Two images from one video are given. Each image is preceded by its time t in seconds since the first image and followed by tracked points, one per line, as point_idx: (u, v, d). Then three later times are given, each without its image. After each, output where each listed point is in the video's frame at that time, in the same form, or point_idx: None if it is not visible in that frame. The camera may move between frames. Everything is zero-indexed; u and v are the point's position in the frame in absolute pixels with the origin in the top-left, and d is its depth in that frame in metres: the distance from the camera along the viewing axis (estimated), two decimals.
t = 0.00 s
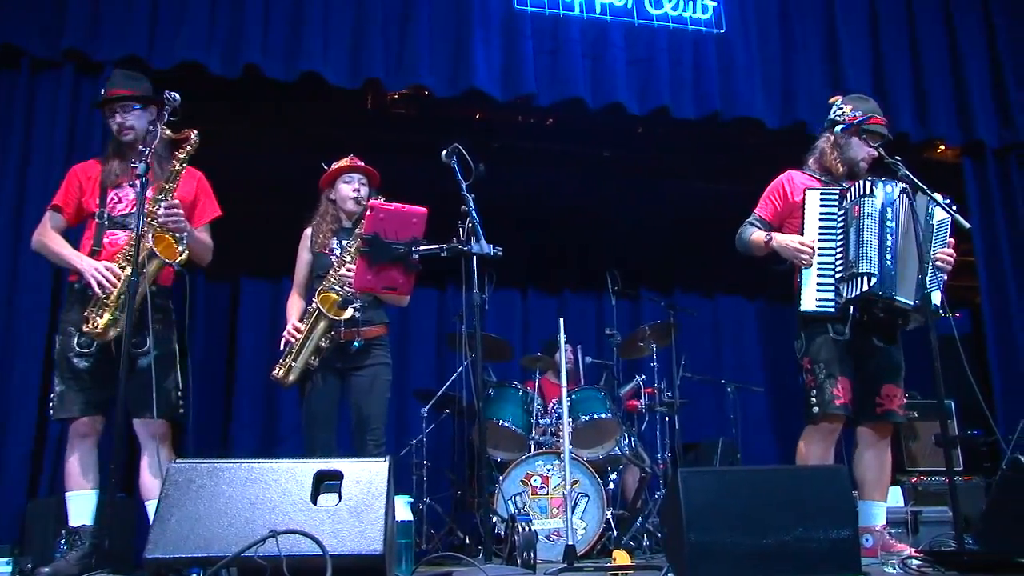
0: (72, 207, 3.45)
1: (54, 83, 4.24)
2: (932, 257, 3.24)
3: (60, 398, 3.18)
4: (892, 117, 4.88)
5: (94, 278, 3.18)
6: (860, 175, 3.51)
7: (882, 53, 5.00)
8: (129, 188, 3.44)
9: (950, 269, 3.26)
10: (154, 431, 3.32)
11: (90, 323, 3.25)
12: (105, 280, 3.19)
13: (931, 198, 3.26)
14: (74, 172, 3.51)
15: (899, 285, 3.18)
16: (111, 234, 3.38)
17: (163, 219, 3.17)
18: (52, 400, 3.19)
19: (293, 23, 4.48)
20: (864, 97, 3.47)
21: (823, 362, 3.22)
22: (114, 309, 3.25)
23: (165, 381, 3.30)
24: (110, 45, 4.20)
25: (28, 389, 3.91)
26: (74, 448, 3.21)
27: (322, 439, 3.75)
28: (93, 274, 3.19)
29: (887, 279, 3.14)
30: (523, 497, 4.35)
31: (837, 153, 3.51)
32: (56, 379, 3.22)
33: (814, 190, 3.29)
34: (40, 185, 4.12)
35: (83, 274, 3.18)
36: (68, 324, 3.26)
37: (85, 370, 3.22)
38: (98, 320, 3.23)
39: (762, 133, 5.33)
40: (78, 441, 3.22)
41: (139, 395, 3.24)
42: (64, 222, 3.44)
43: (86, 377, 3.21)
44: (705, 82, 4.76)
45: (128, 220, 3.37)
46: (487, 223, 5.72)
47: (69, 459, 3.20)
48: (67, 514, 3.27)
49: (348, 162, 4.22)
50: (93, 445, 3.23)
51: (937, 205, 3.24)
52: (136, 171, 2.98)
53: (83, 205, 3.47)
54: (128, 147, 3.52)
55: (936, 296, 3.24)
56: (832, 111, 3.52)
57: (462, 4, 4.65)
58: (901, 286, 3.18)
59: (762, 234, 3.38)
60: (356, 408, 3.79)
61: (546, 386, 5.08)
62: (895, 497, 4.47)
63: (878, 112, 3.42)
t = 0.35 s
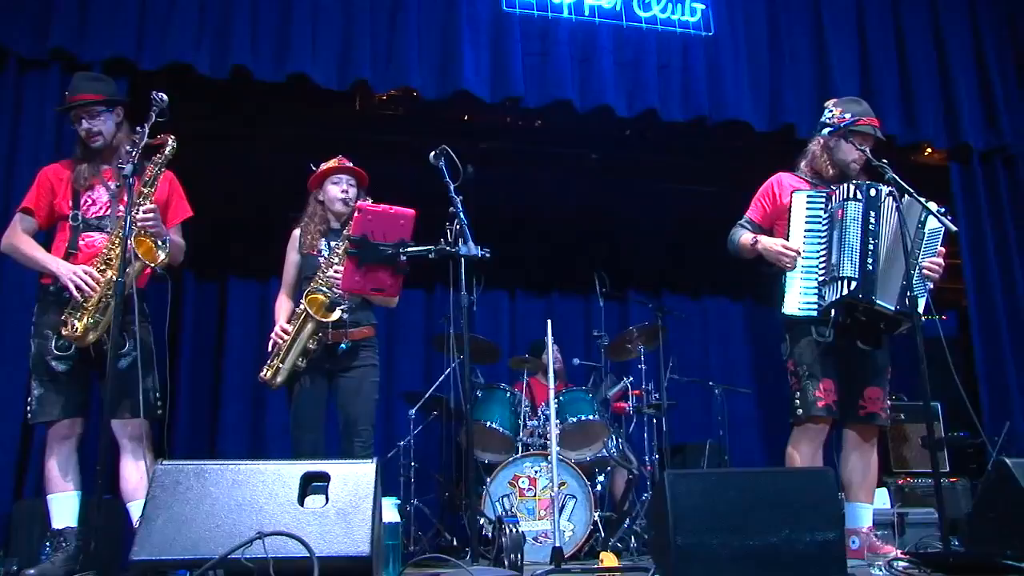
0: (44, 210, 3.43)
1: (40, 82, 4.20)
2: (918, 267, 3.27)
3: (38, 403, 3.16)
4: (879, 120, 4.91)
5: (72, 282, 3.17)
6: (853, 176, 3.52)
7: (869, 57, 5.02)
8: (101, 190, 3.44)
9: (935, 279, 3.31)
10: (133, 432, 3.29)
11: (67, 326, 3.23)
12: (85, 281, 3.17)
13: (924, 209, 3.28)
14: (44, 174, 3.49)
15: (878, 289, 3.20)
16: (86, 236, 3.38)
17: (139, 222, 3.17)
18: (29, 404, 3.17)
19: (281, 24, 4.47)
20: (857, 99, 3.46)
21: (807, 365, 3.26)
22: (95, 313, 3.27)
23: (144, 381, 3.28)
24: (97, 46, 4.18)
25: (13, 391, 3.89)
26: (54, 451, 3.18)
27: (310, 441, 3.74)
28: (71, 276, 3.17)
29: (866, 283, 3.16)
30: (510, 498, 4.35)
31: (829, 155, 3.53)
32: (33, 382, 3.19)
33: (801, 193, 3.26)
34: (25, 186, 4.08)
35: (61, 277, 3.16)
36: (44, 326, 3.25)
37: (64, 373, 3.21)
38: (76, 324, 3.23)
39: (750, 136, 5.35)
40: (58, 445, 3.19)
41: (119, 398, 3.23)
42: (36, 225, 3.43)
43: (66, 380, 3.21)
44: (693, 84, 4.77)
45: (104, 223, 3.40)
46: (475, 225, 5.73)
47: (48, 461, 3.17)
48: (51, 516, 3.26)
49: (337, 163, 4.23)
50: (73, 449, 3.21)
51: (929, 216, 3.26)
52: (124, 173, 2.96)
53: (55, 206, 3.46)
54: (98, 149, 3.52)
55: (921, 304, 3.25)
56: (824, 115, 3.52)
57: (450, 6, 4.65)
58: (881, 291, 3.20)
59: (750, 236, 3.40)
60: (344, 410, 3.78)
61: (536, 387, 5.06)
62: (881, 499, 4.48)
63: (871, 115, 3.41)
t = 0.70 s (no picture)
0: (35, 205, 3.38)
1: (28, 80, 4.16)
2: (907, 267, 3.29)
3: (29, 401, 3.15)
4: (868, 124, 4.93)
5: (72, 279, 3.15)
6: (823, 169, 3.56)
7: (858, 60, 5.05)
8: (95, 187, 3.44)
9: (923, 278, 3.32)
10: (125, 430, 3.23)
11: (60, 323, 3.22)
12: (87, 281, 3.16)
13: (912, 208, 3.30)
14: (35, 169, 3.44)
15: (869, 287, 3.19)
16: (82, 234, 3.36)
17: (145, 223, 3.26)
18: (20, 403, 3.16)
19: (272, 24, 4.46)
20: (809, 98, 3.67)
21: (799, 369, 3.26)
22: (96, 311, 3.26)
23: (137, 378, 3.30)
24: (87, 44, 4.15)
25: None
26: (44, 451, 3.17)
27: (299, 441, 3.73)
28: (73, 275, 3.16)
29: (857, 280, 3.15)
30: (500, 499, 4.35)
31: (797, 153, 3.58)
32: (26, 380, 3.18)
33: (779, 193, 3.31)
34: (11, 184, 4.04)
35: (62, 275, 3.14)
36: (38, 323, 3.24)
37: (57, 371, 3.20)
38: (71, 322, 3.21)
39: (740, 138, 5.37)
40: (47, 445, 3.18)
41: (112, 396, 3.22)
42: (26, 220, 3.38)
43: (59, 378, 3.20)
44: (684, 86, 4.78)
45: (100, 221, 3.39)
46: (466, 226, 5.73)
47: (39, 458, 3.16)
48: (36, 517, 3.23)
49: (327, 162, 4.22)
50: (63, 448, 3.20)
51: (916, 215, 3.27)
52: (114, 172, 2.95)
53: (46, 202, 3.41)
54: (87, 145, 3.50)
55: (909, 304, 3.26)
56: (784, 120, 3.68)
57: (441, 6, 4.65)
58: (873, 289, 3.20)
59: (729, 237, 3.40)
60: (333, 410, 3.77)
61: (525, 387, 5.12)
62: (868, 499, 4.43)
63: (825, 105, 3.61)
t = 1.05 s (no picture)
0: (44, 200, 3.39)
1: (13, 77, 4.12)
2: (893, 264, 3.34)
3: (33, 397, 3.14)
4: (857, 122, 4.94)
5: (76, 266, 3.09)
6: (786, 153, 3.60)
7: (846, 59, 5.06)
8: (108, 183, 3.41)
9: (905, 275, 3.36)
10: (127, 431, 3.22)
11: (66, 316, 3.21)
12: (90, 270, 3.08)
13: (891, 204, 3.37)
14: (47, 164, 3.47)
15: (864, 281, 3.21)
16: (92, 232, 3.32)
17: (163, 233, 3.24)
18: (27, 398, 3.15)
19: (260, 21, 4.44)
20: (751, 90, 3.72)
21: (792, 368, 3.21)
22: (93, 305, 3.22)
23: (146, 379, 3.26)
24: (74, 41, 4.12)
25: None
26: (42, 450, 3.18)
27: (287, 440, 3.72)
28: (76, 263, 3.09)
29: (855, 273, 3.16)
30: (489, 497, 4.35)
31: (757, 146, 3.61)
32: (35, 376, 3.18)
33: (760, 184, 3.29)
34: None
35: (66, 261, 3.08)
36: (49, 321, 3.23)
37: (66, 369, 3.20)
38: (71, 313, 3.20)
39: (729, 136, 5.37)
40: (47, 444, 3.20)
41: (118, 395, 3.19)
42: (35, 214, 3.39)
43: (65, 378, 3.18)
44: (674, 84, 4.77)
45: (112, 219, 3.35)
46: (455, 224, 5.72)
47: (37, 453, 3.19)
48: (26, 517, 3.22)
49: (316, 161, 4.18)
50: (62, 448, 3.21)
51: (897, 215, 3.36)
52: (100, 169, 2.85)
53: (57, 197, 3.43)
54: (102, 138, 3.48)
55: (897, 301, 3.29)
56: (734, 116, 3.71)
57: (430, 4, 4.64)
58: (868, 284, 3.21)
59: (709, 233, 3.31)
60: (322, 408, 3.76)
61: (515, 384, 5.16)
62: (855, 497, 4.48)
63: (769, 93, 3.67)
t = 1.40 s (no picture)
0: (66, 206, 3.37)
1: (8, 74, 4.09)
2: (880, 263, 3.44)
3: (51, 394, 3.16)
4: (853, 124, 4.94)
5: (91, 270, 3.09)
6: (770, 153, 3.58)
7: (842, 61, 5.07)
8: (128, 182, 3.41)
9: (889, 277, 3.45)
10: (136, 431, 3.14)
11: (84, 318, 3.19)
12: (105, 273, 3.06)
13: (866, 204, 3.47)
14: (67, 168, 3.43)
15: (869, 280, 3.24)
16: (115, 233, 3.34)
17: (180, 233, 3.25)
18: (45, 393, 3.17)
19: (256, 19, 4.44)
20: (731, 91, 3.71)
21: (795, 370, 3.18)
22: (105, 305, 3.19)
23: (160, 382, 3.22)
24: (70, 39, 4.11)
25: None
26: (48, 444, 3.18)
27: (281, 439, 3.70)
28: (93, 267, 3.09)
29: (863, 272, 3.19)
30: (483, 498, 4.36)
31: (744, 143, 3.55)
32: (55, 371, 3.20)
33: (758, 183, 3.35)
34: None
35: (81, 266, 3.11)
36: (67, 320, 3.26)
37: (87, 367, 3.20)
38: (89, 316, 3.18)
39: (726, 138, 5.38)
40: (54, 440, 3.19)
41: (133, 394, 3.16)
42: (60, 221, 3.38)
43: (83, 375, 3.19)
44: (670, 85, 4.77)
45: (131, 220, 3.34)
46: (451, 224, 5.71)
47: (41, 450, 3.20)
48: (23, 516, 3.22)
49: (311, 161, 4.21)
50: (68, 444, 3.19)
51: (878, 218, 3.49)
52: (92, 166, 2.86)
53: (78, 201, 3.40)
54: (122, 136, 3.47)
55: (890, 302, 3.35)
56: (718, 116, 3.65)
57: (427, 4, 4.64)
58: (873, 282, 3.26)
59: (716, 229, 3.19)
60: (316, 407, 3.75)
61: (510, 386, 5.12)
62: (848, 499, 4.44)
63: (750, 95, 3.68)
